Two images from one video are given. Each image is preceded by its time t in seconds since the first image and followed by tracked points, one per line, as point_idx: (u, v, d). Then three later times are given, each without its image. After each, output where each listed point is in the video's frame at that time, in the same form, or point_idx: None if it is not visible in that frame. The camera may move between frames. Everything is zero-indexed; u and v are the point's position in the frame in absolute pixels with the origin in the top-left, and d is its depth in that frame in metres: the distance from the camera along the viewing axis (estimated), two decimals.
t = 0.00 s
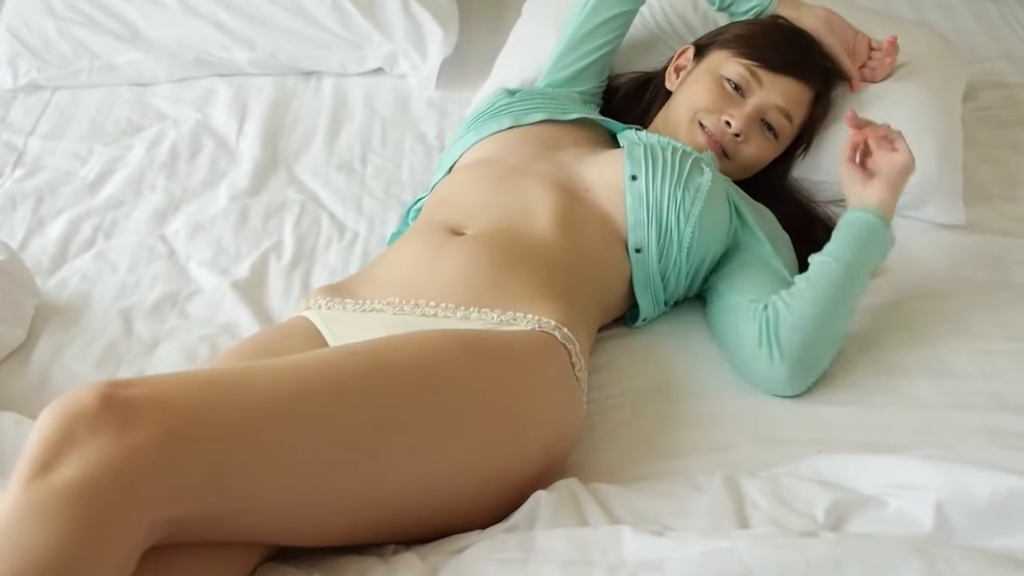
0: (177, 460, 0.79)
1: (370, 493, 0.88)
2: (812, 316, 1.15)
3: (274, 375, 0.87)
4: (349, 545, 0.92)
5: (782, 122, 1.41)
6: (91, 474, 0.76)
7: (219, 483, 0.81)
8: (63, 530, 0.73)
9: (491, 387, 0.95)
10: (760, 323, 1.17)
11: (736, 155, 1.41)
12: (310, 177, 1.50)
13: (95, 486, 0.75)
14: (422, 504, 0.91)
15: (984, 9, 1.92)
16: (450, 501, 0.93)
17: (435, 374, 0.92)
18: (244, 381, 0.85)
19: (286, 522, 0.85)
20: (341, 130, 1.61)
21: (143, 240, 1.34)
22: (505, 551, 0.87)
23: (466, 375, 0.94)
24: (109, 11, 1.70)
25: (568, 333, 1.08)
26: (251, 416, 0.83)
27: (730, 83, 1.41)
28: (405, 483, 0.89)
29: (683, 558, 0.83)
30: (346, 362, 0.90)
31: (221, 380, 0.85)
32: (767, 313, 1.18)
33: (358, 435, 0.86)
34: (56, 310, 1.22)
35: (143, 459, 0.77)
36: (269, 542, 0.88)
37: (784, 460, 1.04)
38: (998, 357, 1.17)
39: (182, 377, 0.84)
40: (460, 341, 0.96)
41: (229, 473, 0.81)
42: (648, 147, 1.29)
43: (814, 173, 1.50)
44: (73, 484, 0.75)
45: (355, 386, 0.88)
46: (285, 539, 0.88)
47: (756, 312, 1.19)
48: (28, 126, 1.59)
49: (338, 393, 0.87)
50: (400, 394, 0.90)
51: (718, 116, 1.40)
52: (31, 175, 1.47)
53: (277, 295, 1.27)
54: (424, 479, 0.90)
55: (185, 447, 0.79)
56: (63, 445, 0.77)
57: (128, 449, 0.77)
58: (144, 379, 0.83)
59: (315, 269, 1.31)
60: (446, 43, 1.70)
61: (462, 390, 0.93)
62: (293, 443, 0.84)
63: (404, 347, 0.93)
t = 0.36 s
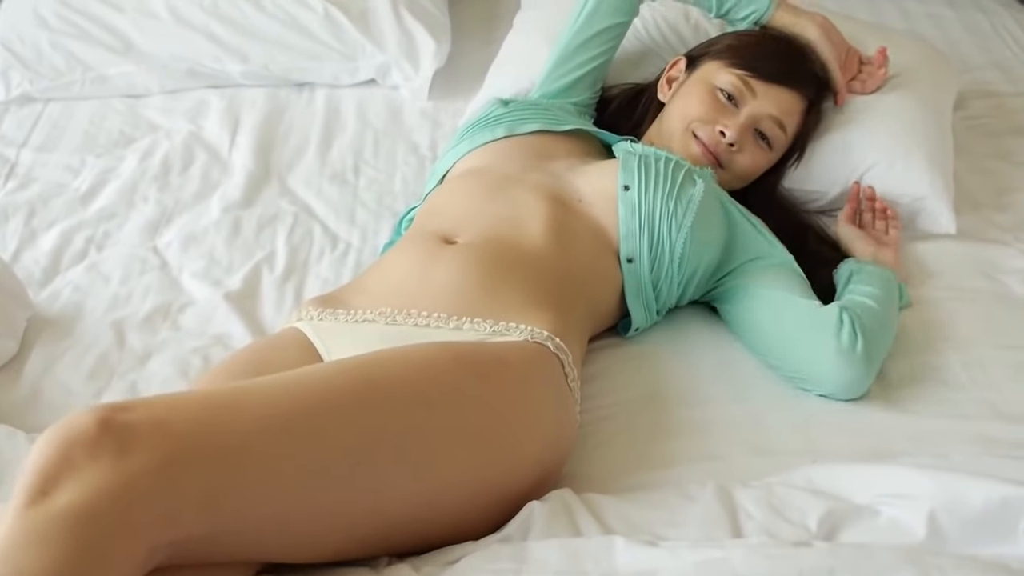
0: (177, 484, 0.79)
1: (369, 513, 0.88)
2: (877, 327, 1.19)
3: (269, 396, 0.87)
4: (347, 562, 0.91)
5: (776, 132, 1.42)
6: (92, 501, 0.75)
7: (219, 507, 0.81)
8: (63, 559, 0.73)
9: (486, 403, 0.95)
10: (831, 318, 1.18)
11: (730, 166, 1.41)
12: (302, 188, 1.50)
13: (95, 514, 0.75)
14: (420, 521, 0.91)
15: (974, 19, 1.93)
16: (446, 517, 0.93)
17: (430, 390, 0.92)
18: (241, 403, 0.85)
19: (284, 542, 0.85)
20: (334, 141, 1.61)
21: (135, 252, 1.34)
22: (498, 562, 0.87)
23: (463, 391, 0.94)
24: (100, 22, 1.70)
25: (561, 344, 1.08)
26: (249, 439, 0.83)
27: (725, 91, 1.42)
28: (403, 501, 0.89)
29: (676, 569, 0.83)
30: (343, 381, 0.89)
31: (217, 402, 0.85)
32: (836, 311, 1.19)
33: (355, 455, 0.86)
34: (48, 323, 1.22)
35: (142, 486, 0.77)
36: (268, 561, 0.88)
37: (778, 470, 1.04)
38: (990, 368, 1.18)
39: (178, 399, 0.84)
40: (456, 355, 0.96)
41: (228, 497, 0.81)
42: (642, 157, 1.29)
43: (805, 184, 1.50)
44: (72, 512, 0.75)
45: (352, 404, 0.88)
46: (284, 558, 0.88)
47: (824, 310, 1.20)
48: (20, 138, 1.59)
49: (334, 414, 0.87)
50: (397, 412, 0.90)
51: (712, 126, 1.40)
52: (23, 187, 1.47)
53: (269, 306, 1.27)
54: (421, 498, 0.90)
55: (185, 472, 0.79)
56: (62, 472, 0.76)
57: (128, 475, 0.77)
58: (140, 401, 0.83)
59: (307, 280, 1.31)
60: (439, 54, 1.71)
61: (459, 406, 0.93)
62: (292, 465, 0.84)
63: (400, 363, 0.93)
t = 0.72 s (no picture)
0: (178, 511, 0.79)
1: (368, 531, 0.88)
2: (910, 323, 1.21)
3: (267, 416, 0.87)
4: None
5: (767, 144, 1.42)
6: (92, 532, 0.75)
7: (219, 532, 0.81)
8: None
9: (484, 419, 0.95)
10: (864, 317, 1.20)
11: (723, 178, 1.41)
12: (293, 201, 1.50)
13: (95, 544, 0.75)
14: (418, 537, 0.91)
15: (962, 29, 1.94)
16: (444, 533, 0.93)
17: (427, 406, 0.92)
18: (240, 426, 0.85)
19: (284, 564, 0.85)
20: (325, 153, 1.61)
21: (126, 264, 1.34)
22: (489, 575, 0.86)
23: (459, 407, 0.94)
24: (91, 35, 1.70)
25: (553, 356, 1.08)
26: (248, 462, 0.83)
27: (717, 105, 1.42)
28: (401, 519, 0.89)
29: None
30: (340, 399, 0.89)
31: (215, 425, 0.85)
32: (867, 311, 1.21)
33: (354, 473, 0.87)
34: (38, 336, 1.22)
35: (142, 515, 0.77)
36: None
37: (769, 480, 1.05)
38: (979, 379, 1.18)
39: (175, 424, 0.84)
40: (452, 370, 0.96)
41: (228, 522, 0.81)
42: (633, 168, 1.30)
43: (796, 196, 1.51)
44: (72, 545, 0.75)
45: (350, 424, 0.88)
46: None
47: (853, 309, 1.21)
48: (11, 151, 1.59)
49: (332, 434, 0.87)
50: (394, 431, 0.90)
51: (704, 139, 1.41)
52: (13, 201, 1.46)
53: (260, 318, 1.27)
54: (420, 514, 0.90)
55: (185, 498, 0.79)
56: (61, 502, 0.76)
57: (128, 505, 0.77)
58: (138, 426, 0.83)
59: (298, 292, 1.31)
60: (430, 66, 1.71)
61: (456, 422, 0.93)
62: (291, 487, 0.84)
63: (396, 380, 0.93)
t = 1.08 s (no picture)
0: (185, 545, 0.78)
1: (373, 557, 0.87)
2: (908, 328, 1.21)
3: (267, 444, 0.86)
4: None
5: (760, 156, 1.43)
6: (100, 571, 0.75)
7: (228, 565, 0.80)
8: None
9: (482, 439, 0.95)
10: (861, 325, 1.20)
11: (716, 190, 1.42)
12: (286, 211, 1.50)
13: None
14: (422, 560, 0.91)
15: (952, 39, 1.95)
16: (448, 553, 0.93)
17: (425, 427, 0.92)
18: (241, 456, 0.85)
19: None
20: (318, 164, 1.61)
21: (118, 275, 1.34)
22: None
23: (459, 426, 0.94)
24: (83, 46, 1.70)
25: (549, 368, 1.08)
26: (252, 492, 0.83)
27: (711, 116, 1.43)
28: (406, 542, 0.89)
29: None
30: (339, 424, 0.89)
31: (217, 456, 0.84)
32: (863, 318, 1.21)
33: (357, 497, 0.86)
34: (30, 348, 1.21)
35: (149, 551, 0.77)
36: None
37: (762, 490, 1.05)
38: (971, 389, 1.19)
39: (176, 457, 0.84)
40: (449, 391, 0.96)
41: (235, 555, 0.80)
42: (626, 178, 1.30)
43: (788, 206, 1.51)
44: None
45: (350, 448, 0.88)
46: None
47: (849, 317, 1.22)
48: (3, 163, 1.59)
49: (333, 459, 0.87)
50: (395, 452, 0.90)
51: (697, 150, 1.41)
52: (5, 212, 1.46)
53: (253, 329, 1.26)
54: (423, 537, 0.90)
55: (192, 533, 0.79)
56: (68, 541, 0.76)
57: (135, 542, 0.77)
58: (139, 461, 0.82)
59: (291, 302, 1.31)
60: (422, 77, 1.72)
61: (455, 442, 0.93)
62: (295, 514, 0.83)
63: (393, 402, 0.93)
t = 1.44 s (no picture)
0: None
1: None
2: (909, 329, 1.22)
3: (274, 472, 0.85)
4: None
5: (750, 164, 1.43)
6: None
7: None
8: None
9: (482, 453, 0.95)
10: (862, 327, 1.21)
11: (706, 198, 1.42)
12: (278, 221, 1.50)
13: None
14: None
15: (941, 46, 1.95)
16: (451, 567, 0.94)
17: (430, 446, 0.92)
18: (250, 488, 0.84)
19: None
20: (309, 173, 1.61)
21: (109, 285, 1.34)
22: None
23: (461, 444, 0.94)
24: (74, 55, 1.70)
25: (542, 379, 1.08)
26: (264, 524, 0.82)
27: (701, 123, 1.43)
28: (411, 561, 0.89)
29: None
30: (342, 446, 0.89)
31: (227, 486, 0.84)
32: (864, 320, 1.22)
33: (365, 520, 0.86)
34: (20, 358, 1.21)
35: None
36: None
37: (754, 497, 1.05)
38: (961, 395, 1.19)
39: (183, 494, 0.82)
40: (450, 408, 0.96)
41: None
42: (618, 187, 1.30)
43: (779, 214, 1.51)
44: None
45: (358, 472, 0.87)
46: None
47: (849, 319, 1.22)
48: None
49: (341, 482, 0.86)
50: (401, 473, 0.89)
51: (687, 158, 1.41)
52: None
53: (245, 338, 1.26)
54: (427, 552, 0.90)
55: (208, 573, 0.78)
56: None
57: None
58: (149, 500, 0.81)
59: (283, 312, 1.31)
60: (414, 86, 1.72)
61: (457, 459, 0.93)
62: (307, 545, 0.83)
63: (393, 420, 0.92)
